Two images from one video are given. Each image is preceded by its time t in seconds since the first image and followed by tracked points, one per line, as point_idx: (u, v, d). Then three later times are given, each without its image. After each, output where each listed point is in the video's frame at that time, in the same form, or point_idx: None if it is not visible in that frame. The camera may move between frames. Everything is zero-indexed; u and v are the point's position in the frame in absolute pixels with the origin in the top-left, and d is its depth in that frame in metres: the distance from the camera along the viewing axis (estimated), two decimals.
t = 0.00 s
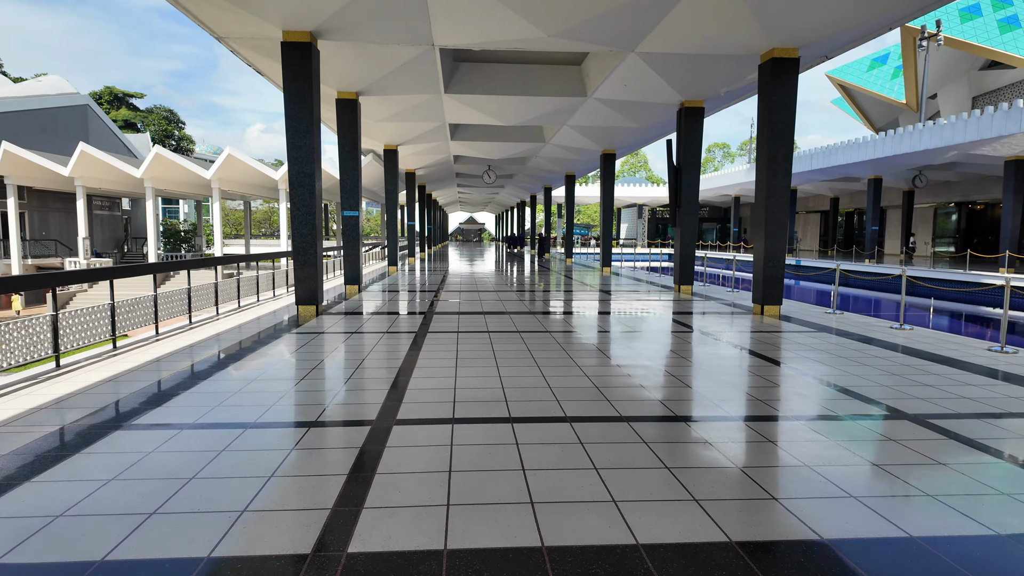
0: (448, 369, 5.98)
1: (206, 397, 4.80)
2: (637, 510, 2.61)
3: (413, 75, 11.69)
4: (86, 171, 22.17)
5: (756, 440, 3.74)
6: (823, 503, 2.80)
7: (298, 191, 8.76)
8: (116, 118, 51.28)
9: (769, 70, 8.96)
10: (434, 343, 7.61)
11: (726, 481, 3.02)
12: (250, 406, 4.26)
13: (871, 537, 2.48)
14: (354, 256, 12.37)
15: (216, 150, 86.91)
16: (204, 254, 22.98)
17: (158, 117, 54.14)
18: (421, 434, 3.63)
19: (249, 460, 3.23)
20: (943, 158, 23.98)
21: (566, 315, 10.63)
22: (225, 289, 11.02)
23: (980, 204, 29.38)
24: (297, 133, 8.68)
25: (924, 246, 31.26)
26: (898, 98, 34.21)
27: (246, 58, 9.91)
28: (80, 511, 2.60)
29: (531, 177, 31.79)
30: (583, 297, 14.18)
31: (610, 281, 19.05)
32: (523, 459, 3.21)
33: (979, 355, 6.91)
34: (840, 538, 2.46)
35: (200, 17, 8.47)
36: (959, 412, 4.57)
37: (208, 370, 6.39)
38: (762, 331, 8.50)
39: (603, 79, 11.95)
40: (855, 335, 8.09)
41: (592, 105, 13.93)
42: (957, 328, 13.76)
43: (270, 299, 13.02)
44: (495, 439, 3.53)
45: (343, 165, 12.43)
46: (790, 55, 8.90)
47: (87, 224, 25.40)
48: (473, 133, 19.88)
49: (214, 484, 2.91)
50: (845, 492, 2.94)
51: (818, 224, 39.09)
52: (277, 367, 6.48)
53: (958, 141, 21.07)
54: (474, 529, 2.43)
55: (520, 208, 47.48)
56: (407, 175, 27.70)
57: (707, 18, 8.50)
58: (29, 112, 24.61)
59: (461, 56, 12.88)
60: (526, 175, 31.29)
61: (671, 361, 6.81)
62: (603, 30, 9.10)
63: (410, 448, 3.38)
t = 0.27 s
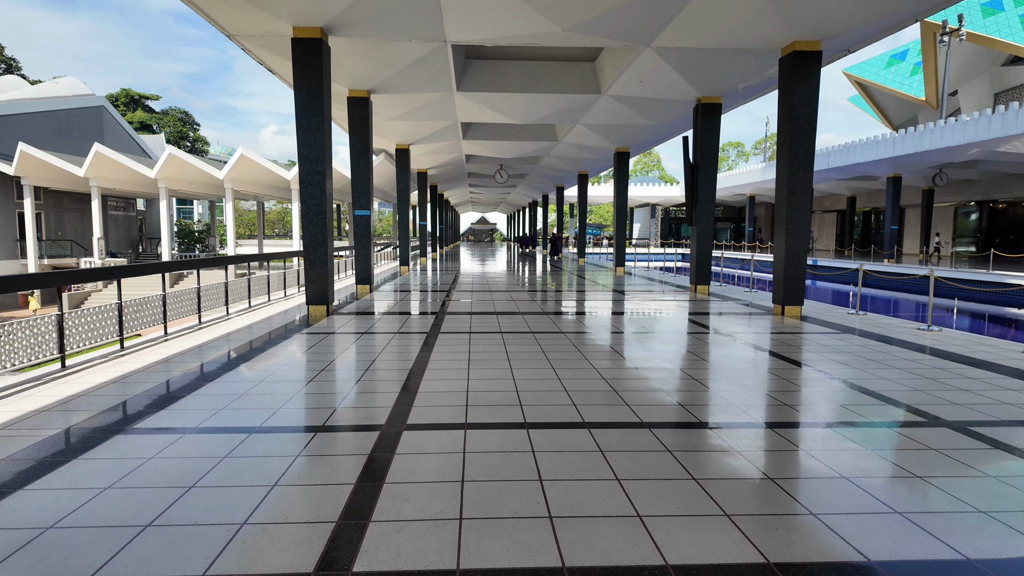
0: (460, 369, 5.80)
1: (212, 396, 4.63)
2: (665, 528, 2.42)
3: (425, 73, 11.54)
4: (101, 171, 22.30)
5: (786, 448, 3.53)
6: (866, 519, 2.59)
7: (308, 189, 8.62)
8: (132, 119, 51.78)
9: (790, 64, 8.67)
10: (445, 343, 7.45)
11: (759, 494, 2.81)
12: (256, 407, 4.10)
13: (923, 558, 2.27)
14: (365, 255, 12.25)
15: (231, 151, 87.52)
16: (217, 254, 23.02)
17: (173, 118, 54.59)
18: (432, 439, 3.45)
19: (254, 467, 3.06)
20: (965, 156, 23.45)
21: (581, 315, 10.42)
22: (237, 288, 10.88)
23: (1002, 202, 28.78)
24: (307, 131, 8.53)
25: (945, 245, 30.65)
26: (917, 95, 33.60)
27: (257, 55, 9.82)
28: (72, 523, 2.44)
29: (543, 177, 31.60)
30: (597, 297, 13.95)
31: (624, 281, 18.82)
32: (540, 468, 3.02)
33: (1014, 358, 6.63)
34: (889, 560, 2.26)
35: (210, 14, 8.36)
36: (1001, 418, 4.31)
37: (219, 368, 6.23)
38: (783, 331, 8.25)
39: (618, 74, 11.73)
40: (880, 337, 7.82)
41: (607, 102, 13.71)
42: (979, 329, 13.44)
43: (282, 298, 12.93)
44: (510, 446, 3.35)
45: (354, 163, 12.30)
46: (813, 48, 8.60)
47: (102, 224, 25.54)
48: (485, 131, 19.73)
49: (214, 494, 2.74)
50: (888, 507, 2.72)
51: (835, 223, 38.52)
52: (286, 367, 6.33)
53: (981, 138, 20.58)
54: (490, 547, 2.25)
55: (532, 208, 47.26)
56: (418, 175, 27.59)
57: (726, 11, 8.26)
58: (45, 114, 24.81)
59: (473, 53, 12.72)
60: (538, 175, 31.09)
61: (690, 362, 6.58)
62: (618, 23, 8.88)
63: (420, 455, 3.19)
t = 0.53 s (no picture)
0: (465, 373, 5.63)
1: (208, 403, 4.44)
2: (686, 558, 2.23)
3: (431, 71, 11.37)
4: (108, 172, 22.28)
5: (813, 464, 3.29)
6: (904, 547, 2.39)
7: (311, 189, 8.44)
8: (141, 121, 52.03)
9: (806, 59, 8.43)
10: (451, 346, 7.30)
11: (791, 520, 2.58)
12: (252, 417, 3.91)
13: None
14: (370, 256, 12.09)
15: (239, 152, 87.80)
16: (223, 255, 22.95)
17: (182, 119, 54.80)
18: (435, 454, 3.26)
19: (246, 484, 2.87)
20: (980, 154, 23.03)
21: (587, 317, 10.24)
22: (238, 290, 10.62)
23: (1016, 202, 28.19)
24: (311, 130, 8.35)
25: (958, 245, 30.14)
26: (930, 93, 33.15)
27: (260, 53, 9.70)
28: (46, 551, 2.26)
29: (550, 177, 31.44)
30: (605, 299, 13.73)
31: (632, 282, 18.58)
32: (551, 487, 2.83)
33: None
34: None
35: (212, 12, 8.22)
36: None
37: (222, 372, 6.06)
38: (797, 335, 8.02)
39: (627, 72, 11.51)
40: (899, 341, 7.58)
41: (615, 101, 13.49)
42: (994, 331, 13.00)
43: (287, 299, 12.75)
44: (517, 462, 3.16)
45: (360, 163, 12.14)
46: (829, 43, 8.34)
47: (109, 225, 25.54)
48: (492, 131, 19.54)
49: (203, 515, 2.56)
50: (927, 533, 2.52)
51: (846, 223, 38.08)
52: (288, 370, 6.17)
53: (997, 136, 20.20)
54: None
55: (539, 208, 47.05)
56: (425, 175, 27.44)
57: (740, 5, 8.02)
58: (53, 114, 24.83)
59: (480, 51, 12.53)
60: (546, 175, 30.88)
61: (703, 367, 6.38)
62: (628, 19, 8.66)
63: (422, 472, 3.01)
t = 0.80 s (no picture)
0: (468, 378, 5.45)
1: (199, 410, 4.25)
2: None
3: (433, 70, 11.20)
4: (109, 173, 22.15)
5: (836, 479, 3.09)
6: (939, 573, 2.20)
7: (311, 189, 8.25)
8: (144, 122, 52.03)
9: (816, 56, 8.23)
10: (453, 350, 7.12)
11: (819, 545, 2.38)
12: (243, 427, 3.72)
13: None
14: (371, 257, 11.92)
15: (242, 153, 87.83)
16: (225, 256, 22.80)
17: (185, 121, 54.78)
18: (434, 467, 3.08)
19: (233, 502, 2.68)
20: (988, 154, 22.76)
21: (591, 320, 10.04)
22: (235, 291, 10.35)
23: None
24: (310, 129, 8.16)
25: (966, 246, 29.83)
26: (937, 93, 32.87)
27: (259, 51, 9.55)
28: None
29: (553, 178, 31.26)
30: (609, 301, 13.53)
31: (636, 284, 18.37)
32: (557, 507, 2.64)
33: None
34: None
35: (210, 9, 8.07)
36: None
37: (220, 375, 5.89)
38: (808, 339, 7.82)
39: (632, 71, 11.32)
40: (913, 345, 7.37)
41: (620, 100, 13.31)
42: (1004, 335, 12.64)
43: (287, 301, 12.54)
44: (521, 478, 2.97)
45: (361, 163, 11.97)
46: (840, 40, 8.14)
47: (111, 226, 25.39)
48: (495, 131, 19.38)
49: (185, 537, 2.38)
50: (964, 556, 2.33)
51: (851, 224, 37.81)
52: (286, 374, 5.99)
53: (1006, 137, 19.95)
54: None
55: (542, 209, 46.84)
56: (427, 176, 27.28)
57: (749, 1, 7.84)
58: (55, 115, 24.74)
59: (483, 50, 12.37)
60: (549, 175, 30.70)
61: (712, 372, 6.18)
62: (634, 16, 8.49)
63: (421, 488, 2.83)
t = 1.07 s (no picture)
0: (472, 383, 5.25)
1: (191, 420, 4.05)
2: None
3: (436, 68, 11.02)
4: (110, 172, 22.01)
5: (866, 499, 2.87)
6: None
7: (310, 189, 8.03)
8: (148, 123, 52.06)
9: (828, 53, 8.03)
10: (456, 353, 6.93)
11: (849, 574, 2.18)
12: (235, 439, 3.53)
13: None
14: (373, 259, 11.73)
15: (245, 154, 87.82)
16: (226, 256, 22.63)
17: (189, 121, 54.73)
18: (436, 485, 2.87)
19: (220, 525, 2.49)
20: (997, 155, 22.52)
21: (596, 322, 9.82)
22: (235, 291, 9.98)
23: None
24: (309, 128, 7.94)
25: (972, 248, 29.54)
26: (943, 93, 32.62)
27: (259, 49, 9.37)
28: None
29: (556, 178, 31.07)
30: (613, 303, 13.33)
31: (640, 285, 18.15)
32: (569, 532, 2.44)
33: None
34: None
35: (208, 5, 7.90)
36: None
37: (217, 379, 5.68)
38: (819, 343, 7.62)
39: (638, 69, 11.13)
40: (929, 350, 7.16)
41: (625, 99, 13.11)
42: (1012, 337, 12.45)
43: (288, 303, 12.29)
44: (528, 496, 2.77)
45: (362, 163, 11.77)
46: (853, 36, 7.94)
47: (111, 225, 25.23)
48: (498, 131, 19.20)
49: (166, 564, 2.20)
50: None
51: (857, 226, 37.54)
52: (284, 378, 5.79)
53: (1014, 137, 19.72)
54: None
55: (545, 210, 46.64)
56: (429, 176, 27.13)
57: None
58: (56, 115, 24.65)
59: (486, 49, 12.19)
60: (552, 176, 30.49)
61: (724, 376, 5.96)
62: (641, 12, 8.30)
63: (421, 508, 2.63)
